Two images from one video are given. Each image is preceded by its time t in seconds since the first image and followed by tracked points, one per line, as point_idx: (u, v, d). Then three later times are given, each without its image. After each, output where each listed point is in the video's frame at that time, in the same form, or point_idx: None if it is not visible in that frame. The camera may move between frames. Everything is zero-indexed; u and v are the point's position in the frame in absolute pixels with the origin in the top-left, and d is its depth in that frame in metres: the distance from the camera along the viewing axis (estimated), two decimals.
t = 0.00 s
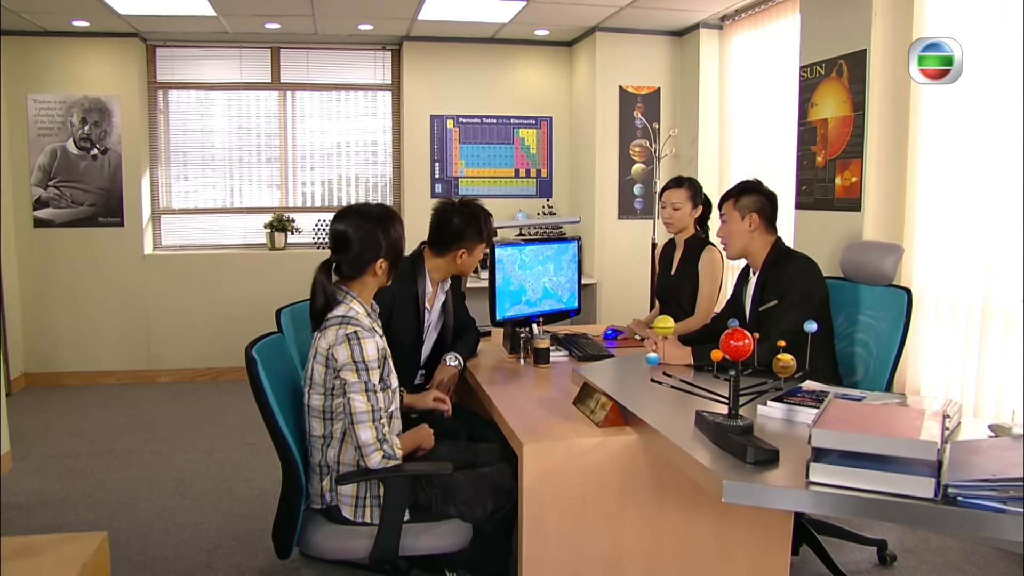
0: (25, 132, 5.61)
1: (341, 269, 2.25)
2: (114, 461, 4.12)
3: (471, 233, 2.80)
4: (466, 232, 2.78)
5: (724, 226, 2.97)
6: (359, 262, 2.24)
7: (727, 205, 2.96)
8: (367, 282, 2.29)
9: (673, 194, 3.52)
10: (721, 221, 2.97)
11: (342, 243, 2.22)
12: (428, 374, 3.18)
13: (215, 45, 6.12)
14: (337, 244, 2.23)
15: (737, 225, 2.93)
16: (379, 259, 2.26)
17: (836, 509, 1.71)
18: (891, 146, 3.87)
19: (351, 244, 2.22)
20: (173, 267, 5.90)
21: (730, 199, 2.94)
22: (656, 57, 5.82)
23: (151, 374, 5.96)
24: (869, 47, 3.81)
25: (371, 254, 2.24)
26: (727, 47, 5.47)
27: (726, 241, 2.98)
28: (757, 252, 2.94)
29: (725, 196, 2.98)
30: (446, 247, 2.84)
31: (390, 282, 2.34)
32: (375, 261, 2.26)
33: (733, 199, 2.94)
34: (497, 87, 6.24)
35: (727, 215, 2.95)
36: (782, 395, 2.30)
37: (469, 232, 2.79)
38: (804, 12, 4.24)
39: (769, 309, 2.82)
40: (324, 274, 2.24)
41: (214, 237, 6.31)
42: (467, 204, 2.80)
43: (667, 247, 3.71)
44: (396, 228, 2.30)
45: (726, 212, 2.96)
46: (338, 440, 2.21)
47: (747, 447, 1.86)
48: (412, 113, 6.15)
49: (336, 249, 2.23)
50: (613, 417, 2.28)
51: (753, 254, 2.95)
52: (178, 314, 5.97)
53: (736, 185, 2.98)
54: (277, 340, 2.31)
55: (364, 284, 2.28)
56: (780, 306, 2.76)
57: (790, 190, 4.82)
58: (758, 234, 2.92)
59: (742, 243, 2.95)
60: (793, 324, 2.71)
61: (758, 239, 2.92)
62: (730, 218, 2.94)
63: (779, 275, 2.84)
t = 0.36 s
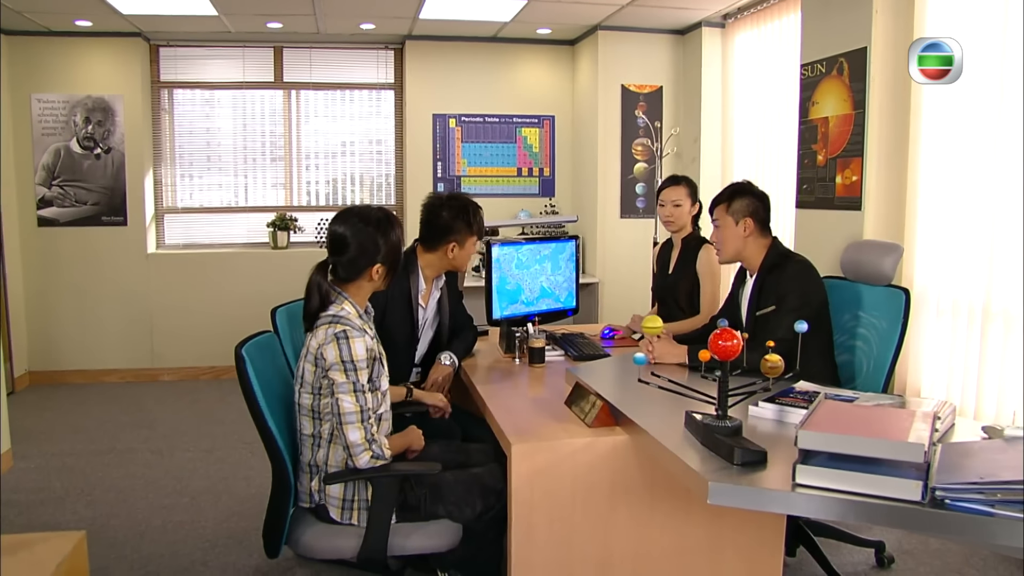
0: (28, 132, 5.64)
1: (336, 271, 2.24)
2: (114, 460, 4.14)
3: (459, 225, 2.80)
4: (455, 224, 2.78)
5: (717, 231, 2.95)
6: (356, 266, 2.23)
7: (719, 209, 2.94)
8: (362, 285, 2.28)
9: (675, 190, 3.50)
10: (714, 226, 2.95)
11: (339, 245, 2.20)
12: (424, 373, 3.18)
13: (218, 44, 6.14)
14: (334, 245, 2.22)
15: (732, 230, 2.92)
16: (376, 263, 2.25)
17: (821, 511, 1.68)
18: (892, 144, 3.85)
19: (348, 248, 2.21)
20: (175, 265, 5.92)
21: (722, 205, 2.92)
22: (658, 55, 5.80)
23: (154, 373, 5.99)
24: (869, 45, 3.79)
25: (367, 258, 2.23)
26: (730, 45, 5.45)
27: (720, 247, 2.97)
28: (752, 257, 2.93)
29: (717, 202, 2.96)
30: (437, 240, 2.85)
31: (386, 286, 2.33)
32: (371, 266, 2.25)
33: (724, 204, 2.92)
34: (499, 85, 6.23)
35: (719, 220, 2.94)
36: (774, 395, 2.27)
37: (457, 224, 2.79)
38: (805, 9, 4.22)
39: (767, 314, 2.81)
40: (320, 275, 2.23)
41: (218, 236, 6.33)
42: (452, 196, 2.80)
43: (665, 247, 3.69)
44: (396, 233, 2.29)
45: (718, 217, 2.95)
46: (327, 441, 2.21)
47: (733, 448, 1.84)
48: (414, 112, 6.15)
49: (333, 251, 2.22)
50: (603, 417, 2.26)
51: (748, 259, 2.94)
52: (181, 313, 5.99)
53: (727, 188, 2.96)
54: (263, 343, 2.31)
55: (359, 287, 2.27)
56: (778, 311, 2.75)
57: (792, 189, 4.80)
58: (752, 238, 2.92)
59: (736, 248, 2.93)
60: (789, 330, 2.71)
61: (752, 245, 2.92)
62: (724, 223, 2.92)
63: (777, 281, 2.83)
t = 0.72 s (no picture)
0: (37, 132, 5.68)
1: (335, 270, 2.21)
2: (118, 458, 4.16)
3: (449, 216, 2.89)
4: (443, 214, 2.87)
5: (722, 231, 2.92)
6: (355, 266, 2.19)
7: (726, 208, 2.90)
8: (361, 286, 2.24)
9: (675, 189, 3.49)
10: (719, 224, 2.91)
11: (339, 245, 2.18)
12: (422, 372, 3.17)
13: (224, 44, 6.16)
14: (334, 245, 2.19)
15: (737, 229, 2.89)
16: (376, 263, 2.21)
17: (807, 514, 1.65)
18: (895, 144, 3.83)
19: (349, 247, 2.18)
20: (182, 264, 5.95)
21: (730, 203, 2.88)
22: (663, 54, 5.78)
23: (161, 371, 6.02)
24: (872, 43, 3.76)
25: (368, 258, 2.20)
26: (735, 44, 5.43)
27: (725, 246, 2.93)
28: (757, 257, 2.91)
29: (723, 199, 2.92)
30: (429, 235, 2.93)
31: (387, 287, 2.30)
32: (371, 266, 2.21)
33: (732, 202, 2.88)
34: (505, 85, 6.22)
35: (726, 217, 2.90)
36: (769, 396, 2.24)
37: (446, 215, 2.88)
38: (809, 8, 4.19)
39: (767, 316, 2.80)
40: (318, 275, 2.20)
41: (224, 235, 6.35)
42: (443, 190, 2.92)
43: (665, 247, 3.67)
44: (397, 233, 2.25)
45: (724, 216, 2.91)
46: (322, 441, 2.18)
47: (723, 451, 1.81)
48: (419, 111, 6.15)
49: (333, 251, 2.19)
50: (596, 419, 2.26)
51: (752, 259, 2.92)
52: (187, 312, 6.02)
53: (734, 185, 2.92)
54: (256, 342, 2.31)
55: (359, 287, 2.24)
56: (778, 313, 2.73)
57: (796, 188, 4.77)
58: (758, 238, 2.89)
59: (743, 248, 2.91)
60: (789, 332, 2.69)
61: (758, 244, 2.90)
62: (732, 223, 2.89)
63: (780, 282, 2.81)
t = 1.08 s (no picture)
0: (44, 132, 5.72)
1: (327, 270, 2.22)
2: (121, 457, 4.18)
3: (430, 204, 2.99)
4: (424, 203, 2.98)
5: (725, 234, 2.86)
6: (347, 264, 2.21)
7: (728, 211, 2.82)
8: (354, 284, 2.25)
9: (674, 188, 3.47)
10: (722, 228, 2.84)
11: (330, 243, 2.19)
12: (420, 371, 3.18)
13: (231, 45, 6.18)
14: (326, 244, 2.21)
15: (741, 232, 2.83)
16: (368, 261, 2.22)
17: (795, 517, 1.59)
18: (898, 145, 3.80)
19: (340, 246, 2.20)
20: (187, 264, 5.98)
21: (733, 207, 2.80)
22: (669, 54, 5.76)
23: (167, 370, 6.05)
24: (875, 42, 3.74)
25: (359, 257, 2.21)
26: (741, 43, 5.40)
27: (728, 248, 2.89)
28: (759, 258, 2.87)
29: (722, 204, 2.84)
30: (416, 229, 3.00)
31: (380, 285, 2.30)
32: (363, 264, 2.22)
33: (735, 206, 2.81)
34: (510, 84, 6.22)
35: (728, 220, 2.82)
36: (763, 398, 2.21)
37: (428, 202, 2.99)
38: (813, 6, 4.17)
39: (767, 317, 2.77)
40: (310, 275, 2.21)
41: (230, 235, 6.37)
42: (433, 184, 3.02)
43: (665, 247, 3.65)
44: (388, 230, 2.27)
45: (727, 219, 2.83)
46: (314, 441, 2.19)
47: (713, 453, 1.77)
48: (424, 111, 6.15)
49: (325, 250, 2.21)
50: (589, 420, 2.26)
51: (754, 260, 2.89)
52: (193, 311, 6.04)
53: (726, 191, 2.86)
54: (251, 343, 2.31)
55: (352, 286, 2.25)
56: (779, 315, 2.70)
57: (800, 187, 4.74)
58: (760, 239, 2.86)
59: (746, 250, 2.87)
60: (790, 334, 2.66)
61: (759, 247, 2.86)
62: (739, 226, 2.82)
63: (781, 283, 2.77)
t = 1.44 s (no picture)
0: (53, 132, 5.76)
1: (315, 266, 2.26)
2: (126, 456, 4.21)
3: (428, 203, 3.01)
4: (421, 202, 3.00)
5: (721, 234, 2.86)
6: (334, 259, 2.24)
7: (726, 211, 2.83)
8: (344, 279, 2.28)
9: (672, 188, 3.45)
10: (719, 228, 2.84)
11: (317, 239, 2.23)
12: (419, 372, 3.17)
13: (238, 45, 6.20)
14: (314, 240, 2.25)
15: (736, 233, 2.82)
16: (354, 254, 2.25)
17: (787, 520, 1.56)
18: (903, 145, 3.78)
19: (325, 241, 2.23)
20: (194, 263, 6.01)
21: (731, 206, 2.81)
22: (675, 53, 5.74)
23: (174, 369, 6.09)
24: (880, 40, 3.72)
25: (346, 251, 2.24)
26: (747, 42, 5.37)
27: (726, 248, 2.87)
28: (758, 259, 2.85)
29: (723, 201, 2.84)
30: (414, 228, 3.02)
31: (371, 280, 2.32)
32: (350, 257, 2.25)
33: (733, 206, 2.81)
34: (516, 84, 6.21)
35: (726, 220, 2.83)
36: (760, 399, 2.17)
37: (425, 202, 3.00)
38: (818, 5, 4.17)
39: (767, 318, 2.74)
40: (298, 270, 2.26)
41: (238, 234, 6.39)
42: (431, 183, 3.04)
43: (663, 246, 3.63)
44: (375, 223, 2.29)
45: (725, 219, 2.84)
46: (307, 441, 2.20)
47: (704, 455, 1.73)
48: (430, 111, 6.15)
49: (311, 246, 2.25)
50: (585, 420, 2.25)
51: (754, 261, 2.86)
52: (200, 310, 6.07)
53: (734, 188, 2.85)
54: (247, 342, 2.31)
55: (342, 281, 2.28)
56: (779, 316, 2.67)
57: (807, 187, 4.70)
58: (756, 242, 2.82)
59: (744, 251, 2.84)
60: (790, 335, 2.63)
61: (759, 248, 2.83)
62: (731, 227, 2.82)
63: (781, 283, 2.75)
